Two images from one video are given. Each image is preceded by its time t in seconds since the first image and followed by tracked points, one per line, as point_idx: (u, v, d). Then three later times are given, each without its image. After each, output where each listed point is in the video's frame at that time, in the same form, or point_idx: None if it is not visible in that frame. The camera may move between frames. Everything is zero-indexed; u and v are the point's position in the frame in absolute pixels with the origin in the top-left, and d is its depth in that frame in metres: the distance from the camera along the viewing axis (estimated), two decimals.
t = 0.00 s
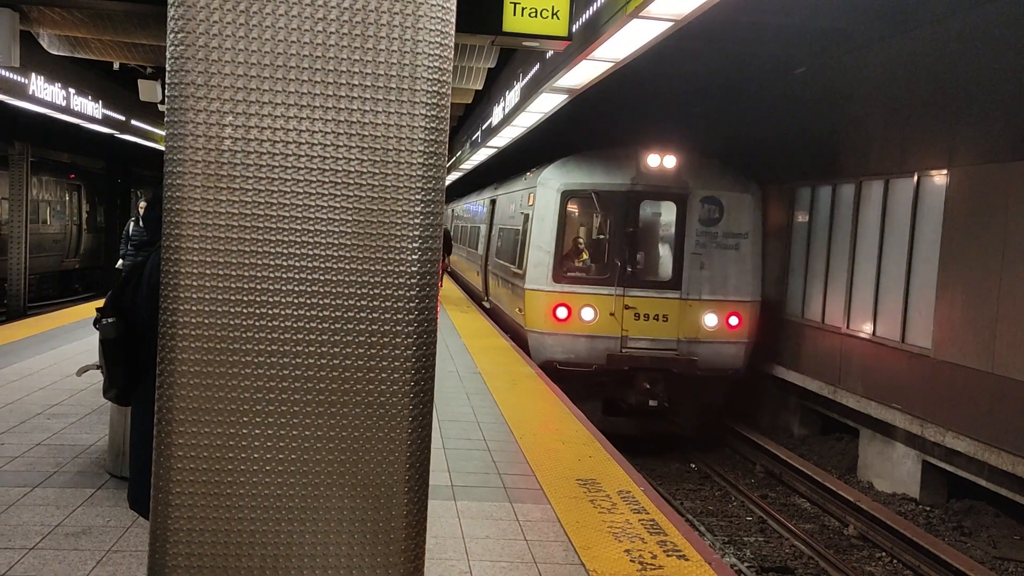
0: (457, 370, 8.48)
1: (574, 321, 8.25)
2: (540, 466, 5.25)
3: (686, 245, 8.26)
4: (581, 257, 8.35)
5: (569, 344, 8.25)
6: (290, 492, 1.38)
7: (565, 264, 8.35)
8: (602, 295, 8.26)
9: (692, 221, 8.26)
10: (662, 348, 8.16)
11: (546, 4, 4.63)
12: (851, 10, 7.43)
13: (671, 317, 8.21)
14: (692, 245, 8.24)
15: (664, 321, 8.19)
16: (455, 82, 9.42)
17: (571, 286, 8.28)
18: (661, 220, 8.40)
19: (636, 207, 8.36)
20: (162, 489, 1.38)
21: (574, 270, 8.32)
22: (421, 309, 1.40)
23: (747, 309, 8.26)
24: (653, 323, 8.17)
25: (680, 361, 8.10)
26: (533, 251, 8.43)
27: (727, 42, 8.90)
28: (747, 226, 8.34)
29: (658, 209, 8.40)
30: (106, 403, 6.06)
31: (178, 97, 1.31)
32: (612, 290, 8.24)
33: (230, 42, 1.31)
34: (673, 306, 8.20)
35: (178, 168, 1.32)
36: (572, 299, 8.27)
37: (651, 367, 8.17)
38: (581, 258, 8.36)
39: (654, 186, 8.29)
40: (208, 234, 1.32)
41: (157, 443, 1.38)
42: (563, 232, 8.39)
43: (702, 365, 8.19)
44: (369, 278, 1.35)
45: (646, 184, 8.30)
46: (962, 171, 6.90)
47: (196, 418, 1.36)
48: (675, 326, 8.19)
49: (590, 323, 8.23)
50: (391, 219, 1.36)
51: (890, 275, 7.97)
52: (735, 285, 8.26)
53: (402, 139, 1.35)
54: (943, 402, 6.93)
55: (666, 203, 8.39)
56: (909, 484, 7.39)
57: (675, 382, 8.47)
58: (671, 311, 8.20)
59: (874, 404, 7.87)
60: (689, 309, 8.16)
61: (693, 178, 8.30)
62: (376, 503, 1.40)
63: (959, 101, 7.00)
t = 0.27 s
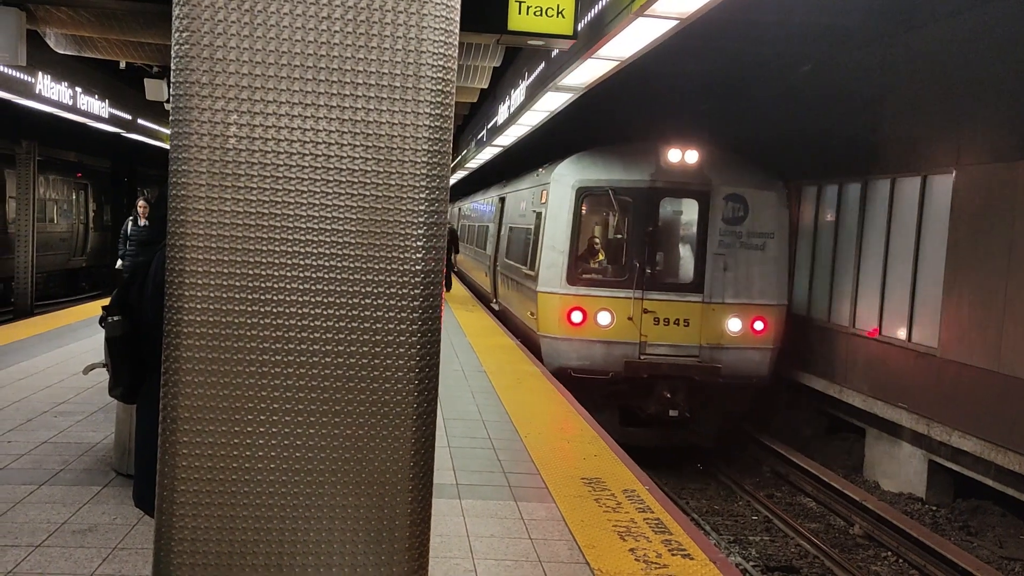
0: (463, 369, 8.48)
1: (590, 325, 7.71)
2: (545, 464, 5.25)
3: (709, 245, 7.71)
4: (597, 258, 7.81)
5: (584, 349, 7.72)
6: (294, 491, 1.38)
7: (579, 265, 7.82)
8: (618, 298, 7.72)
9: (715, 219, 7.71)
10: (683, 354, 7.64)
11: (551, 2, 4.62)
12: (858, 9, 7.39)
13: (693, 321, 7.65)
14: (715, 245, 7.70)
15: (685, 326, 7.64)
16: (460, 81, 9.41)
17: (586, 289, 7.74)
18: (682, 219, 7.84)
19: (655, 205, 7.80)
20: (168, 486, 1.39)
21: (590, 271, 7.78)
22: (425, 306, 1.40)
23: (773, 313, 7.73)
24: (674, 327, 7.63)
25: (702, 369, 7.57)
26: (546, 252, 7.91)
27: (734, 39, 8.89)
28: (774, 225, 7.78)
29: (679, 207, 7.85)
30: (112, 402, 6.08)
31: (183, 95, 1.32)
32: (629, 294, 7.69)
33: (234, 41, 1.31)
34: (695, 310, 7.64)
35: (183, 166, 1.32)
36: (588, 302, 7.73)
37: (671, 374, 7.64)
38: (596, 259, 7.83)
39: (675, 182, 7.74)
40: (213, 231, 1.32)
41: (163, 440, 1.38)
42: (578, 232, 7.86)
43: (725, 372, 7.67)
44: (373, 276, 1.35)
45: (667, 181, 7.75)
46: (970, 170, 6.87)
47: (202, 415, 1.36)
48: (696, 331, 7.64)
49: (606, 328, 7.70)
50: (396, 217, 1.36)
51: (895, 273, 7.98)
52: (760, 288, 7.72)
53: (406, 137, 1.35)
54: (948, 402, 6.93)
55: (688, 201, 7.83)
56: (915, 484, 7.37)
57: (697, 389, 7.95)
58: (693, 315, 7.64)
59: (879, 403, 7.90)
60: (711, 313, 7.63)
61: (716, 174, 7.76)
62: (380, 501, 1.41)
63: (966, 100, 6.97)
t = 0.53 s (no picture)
0: (468, 368, 8.49)
1: (606, 330, 7.29)
2: (550, 463, 5.25)
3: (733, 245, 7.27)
4: (613, 258, 7.41)
5: (600, 355, 7.30)
6: (298, 489, 1.38)
7: (595, 266, 7.42)
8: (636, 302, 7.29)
9: (740, 218, 7.25)
10: (705, 361, 7.17)
11: (555, 1, 4.60)
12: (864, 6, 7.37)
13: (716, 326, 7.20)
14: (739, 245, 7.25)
15: (708, 331, 7.19)
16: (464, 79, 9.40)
17: (603, 292, 7.33)
18: (704, 218, 7.39)
19: (676, 202, 7.35)
20: (172, 485, 1.39)
21: (606, 273, 7.38)
22: (428, 305, 1.40)
23: (802, 317, 7.25)
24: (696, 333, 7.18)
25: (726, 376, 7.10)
26: (561, 253, 7.53)
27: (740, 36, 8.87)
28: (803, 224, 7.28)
29: (701, 204, 7.40)
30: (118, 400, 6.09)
31: (186, 94, 1.32)
32: (648, 297, 7.27)
33: (239, 40, 1.31)
34: (718, 314, 7.19)
35: (187, 164, 1.32)
36: (604, 307, 7.31)
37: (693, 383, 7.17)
38: (613, 260, 7.42)
39: (696, 178, 7.28)
40: (216, 229, 1.33)
41: (167, 438, 1.38)
42: (594, 231, 7.46)
43: (751, 381, 7.18)
44: (376, 274, 1.35)
45: (689, 177, 7.29)
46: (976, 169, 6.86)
47: (206, 413, 1.37)
48: (720, 337, 7.19)
49: (624, 333, 7.27)
50: (399, 215, 1.35)
51: (904, 271, 8.14)
52: (788, 291, 7.23)
53: (409, 136, 1.35)
54: (959, 398, 7.04)
55: (710, 198, 7.37)
56: (921, 483, 7.35)
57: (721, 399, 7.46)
58: (717, 319, 7.18)
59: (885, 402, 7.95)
60: (736, 318, 7.18)
61: (740, 169, 7.27)
62: (384, 500, 1.41)
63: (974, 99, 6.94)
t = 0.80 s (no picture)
0: (471, 366, 8.49)
1: (624, 336, 6.88)
2: (554, 461, 5.25)
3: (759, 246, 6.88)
4: (631, 260, 6.96)
5: (617, 363, 6.89)
6: (302, 487, 1.39)
7: (612, 267, 6.99)
8: (656, 306, 6.89)
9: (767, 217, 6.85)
10: (729, 370, 6.77)
11: None
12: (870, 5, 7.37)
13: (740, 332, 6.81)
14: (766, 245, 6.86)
15: (733, 337, 6.79)
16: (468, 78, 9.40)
17: (621, 296, 6.91)
18: (728, 216, 6.97)
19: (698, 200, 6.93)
20: (177, 481, 1.40)
21: (624, 275, 6.93)
22: (432, 303, 1.40)
23: (831, 323, 6.88)
24: (720, 339, 6.78)
25: (752, 385, 6.69)
26: (575, 253, 7.09)
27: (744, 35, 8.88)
28: (832, 224, 6.91)
29: (725, 202, 6.98)
30: (124, 397, 6.12)
31: (191, 93, 1.32)
32: (669, 301, 6.86)
33: (243, 39, 1.31)
34: (743, 320, 6.81)
35: (192, 163, 1.33)
36: (622, 312, 6.90)
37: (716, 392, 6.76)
38: (631, 261, 6.98)
39: (720, 174, 6.87)
40: (221, 227, 1.33)
41: (172, 435, 1.39)
42: (611, 230, 7.03)
43: (778, 391, 6.78)
44: (380, 273, 1.35)
45: (711, 173, 6.88)
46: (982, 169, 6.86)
47: (211, 411, 1.37)
48: (746, 343, 6.78)
49: (643, 339, 6.87)
50: (403, 214, 1.36)
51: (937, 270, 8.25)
52: (817, 295, 6.85)
53: (414, 135, 1.35)
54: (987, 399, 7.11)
55: (735, 195, 6.96)
56: (926, 483, 7.35)
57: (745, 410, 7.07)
58: (742, 325, 6.80)
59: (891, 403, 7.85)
60: (762, 323, 6.78)
61: (766, 165, 6.88)
62: (388, 497, 1.41)
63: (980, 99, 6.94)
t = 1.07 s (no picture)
0: (474, 365, 8.50)
1: (643, 343, 6.44)
2: (557, 459, 5.25)
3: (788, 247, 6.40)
4: (650, 261, 6.52)
5: (635, 372, 6.45)
6: (307, 484, 1.39)
7: (629, 269, 6.54)
8: (677, 312, 6.43)
9: (797, 215, 6.38)
10: (755, 379, 6.31)
11: None
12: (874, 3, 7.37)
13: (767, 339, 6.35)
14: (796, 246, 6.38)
15: (759, 344, 6.33)
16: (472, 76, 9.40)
17: (639, 300, 6.46)
18: (755, 215, 6.52)
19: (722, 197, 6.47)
20: (181, 479, 1.40)
21: (642, 278, 6.48)
22: (436, 301, 1.40)
23: (865, 330, 6.40)
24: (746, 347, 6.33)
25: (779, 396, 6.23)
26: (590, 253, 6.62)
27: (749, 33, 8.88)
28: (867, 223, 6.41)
29: (751, 199, 6.53)
30: (127, 396, 6.12)
31: (195, 91, 1.32)
32: (691, 306, 6.41)
33: (248, 38, 1.31)
34: (771, 326, 6.35)
35: (196, 161, 1.33)
36: (641, 317, 6.46)
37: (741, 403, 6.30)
38: (650, 262, 6.53)
39: (745, 169, 6.41)
40: (224, 225, 1.33)
41: (176, 433, 1.39)
42: (628, 228, 6.56)
43: (808, 402, 6.31)
44: (384, 271, 1.36)
45: (737, 168, 6.42)
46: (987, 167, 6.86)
47: (214, 409, 1.37)
48: (774, 351, 6.32)
49: (663, 346, 6.41)
50: (406, 212, 1.36)
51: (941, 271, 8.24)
52: (851, 300, 6.37)
53: (417, 133, 1.35)
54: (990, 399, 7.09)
55: (763, 191, 6.49)
56: (932, 482, 7.33)
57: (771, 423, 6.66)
58: (769, 331, 6.35)
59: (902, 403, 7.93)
60: (792, 330, 6.32)
61: (796, 160, 6.41)
62: (391, 495, 1.41)
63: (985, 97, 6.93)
